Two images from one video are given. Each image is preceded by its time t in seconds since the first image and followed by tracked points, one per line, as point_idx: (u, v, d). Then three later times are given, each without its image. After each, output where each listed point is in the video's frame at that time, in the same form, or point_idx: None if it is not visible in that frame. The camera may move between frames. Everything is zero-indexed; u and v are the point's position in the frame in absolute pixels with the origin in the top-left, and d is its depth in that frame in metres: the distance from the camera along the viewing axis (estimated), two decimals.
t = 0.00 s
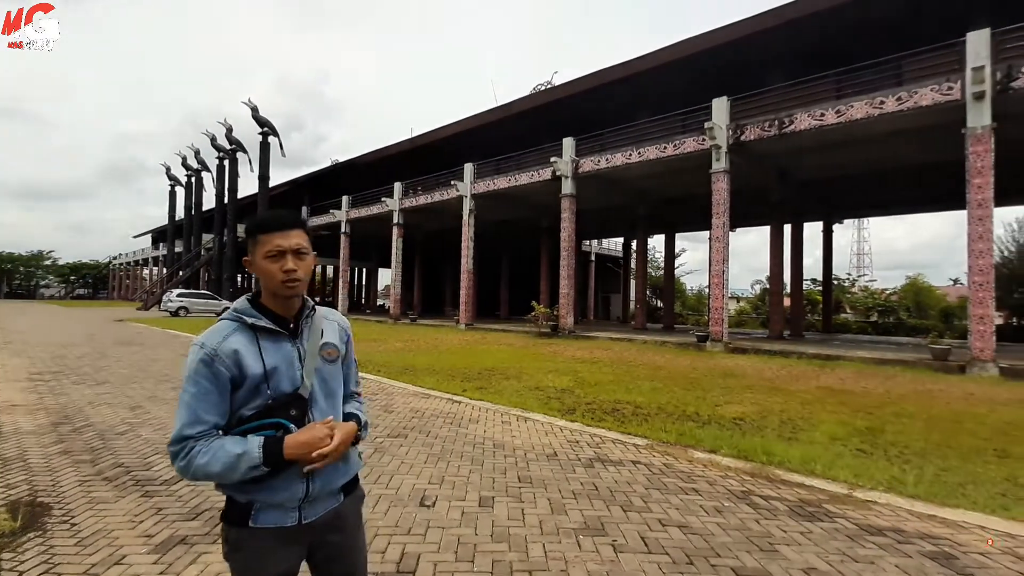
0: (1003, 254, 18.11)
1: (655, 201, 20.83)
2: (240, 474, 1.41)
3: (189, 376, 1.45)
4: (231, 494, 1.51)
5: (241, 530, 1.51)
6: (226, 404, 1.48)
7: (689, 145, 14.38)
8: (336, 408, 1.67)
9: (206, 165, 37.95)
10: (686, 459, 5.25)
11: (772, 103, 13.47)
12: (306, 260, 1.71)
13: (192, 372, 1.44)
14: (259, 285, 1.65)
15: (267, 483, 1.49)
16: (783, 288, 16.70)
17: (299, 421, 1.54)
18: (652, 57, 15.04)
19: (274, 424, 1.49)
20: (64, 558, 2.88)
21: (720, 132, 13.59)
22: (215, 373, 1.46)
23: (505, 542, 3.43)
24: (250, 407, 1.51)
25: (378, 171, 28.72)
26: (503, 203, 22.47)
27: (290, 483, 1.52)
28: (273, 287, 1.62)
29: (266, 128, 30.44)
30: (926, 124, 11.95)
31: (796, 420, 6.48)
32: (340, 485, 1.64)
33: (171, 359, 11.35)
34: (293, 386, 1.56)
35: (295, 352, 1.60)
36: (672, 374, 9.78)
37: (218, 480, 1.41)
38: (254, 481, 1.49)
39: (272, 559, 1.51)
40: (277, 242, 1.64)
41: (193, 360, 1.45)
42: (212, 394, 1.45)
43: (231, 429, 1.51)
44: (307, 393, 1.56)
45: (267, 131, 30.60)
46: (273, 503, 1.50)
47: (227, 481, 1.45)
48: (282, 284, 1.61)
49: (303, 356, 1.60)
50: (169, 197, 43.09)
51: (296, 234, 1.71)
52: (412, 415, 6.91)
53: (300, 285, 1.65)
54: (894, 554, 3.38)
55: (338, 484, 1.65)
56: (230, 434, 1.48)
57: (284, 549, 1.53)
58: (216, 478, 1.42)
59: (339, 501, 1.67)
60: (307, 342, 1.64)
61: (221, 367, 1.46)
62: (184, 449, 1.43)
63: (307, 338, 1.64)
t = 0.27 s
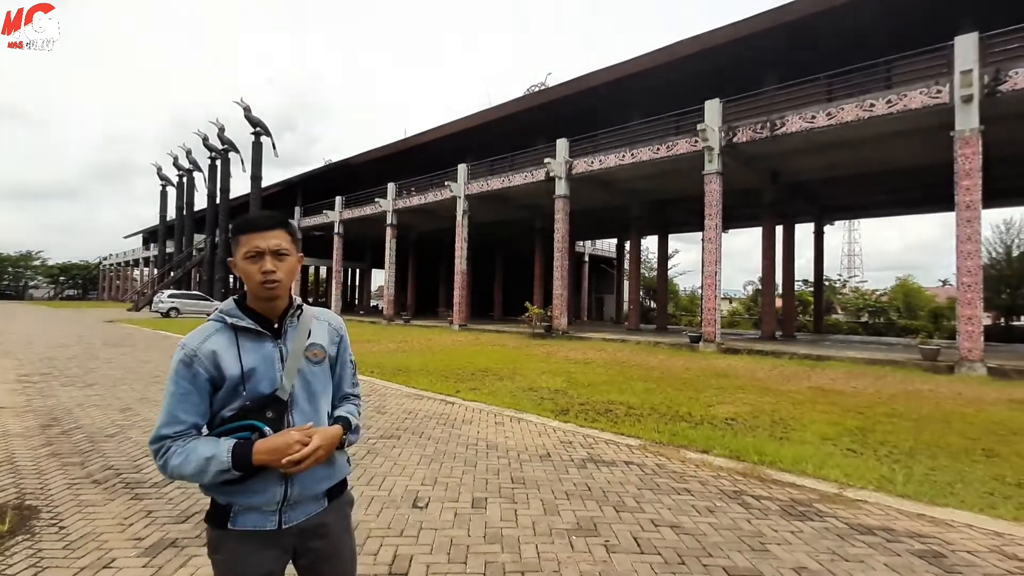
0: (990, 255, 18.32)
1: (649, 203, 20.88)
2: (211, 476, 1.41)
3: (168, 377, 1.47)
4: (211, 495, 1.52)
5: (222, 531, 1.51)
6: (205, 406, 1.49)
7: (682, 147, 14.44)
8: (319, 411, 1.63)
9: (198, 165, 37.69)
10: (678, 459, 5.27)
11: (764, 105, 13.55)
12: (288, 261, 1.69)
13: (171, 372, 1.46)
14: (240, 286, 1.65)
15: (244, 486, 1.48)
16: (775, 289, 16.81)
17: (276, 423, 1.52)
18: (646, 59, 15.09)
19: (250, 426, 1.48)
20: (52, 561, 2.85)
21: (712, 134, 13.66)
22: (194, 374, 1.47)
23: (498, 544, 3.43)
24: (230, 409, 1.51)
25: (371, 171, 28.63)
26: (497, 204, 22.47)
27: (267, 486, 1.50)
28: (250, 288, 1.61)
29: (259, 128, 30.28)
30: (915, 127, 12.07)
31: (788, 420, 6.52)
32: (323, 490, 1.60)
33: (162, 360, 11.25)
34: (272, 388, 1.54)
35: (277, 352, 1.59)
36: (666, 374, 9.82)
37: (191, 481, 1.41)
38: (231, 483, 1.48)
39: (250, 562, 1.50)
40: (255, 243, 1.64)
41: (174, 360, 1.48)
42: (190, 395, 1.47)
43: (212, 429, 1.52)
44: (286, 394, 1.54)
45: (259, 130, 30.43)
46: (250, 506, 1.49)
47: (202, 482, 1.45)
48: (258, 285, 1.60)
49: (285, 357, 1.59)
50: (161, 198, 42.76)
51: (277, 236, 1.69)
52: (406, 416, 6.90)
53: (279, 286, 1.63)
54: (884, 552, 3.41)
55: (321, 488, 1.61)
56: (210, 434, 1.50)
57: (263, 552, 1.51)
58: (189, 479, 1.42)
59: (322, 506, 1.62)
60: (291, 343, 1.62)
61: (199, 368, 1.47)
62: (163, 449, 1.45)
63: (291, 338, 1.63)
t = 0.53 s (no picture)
0: (979, 257, 18.52)
1: (642, 204, 20.96)
2: (191, 479, 1.40)
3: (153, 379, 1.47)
4: (196, 499, 1.52)
5: (206, 536, 1.51)
6: (189, 408, 1.49)
7: (675, 149, 14.50)
8: (306, 415, 1.62)
9: (190, 166, 37.44)
10: (671, 459, 5.29)
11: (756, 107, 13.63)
12: (273, 261, 1.69)
13: (155, 374, 1.47)
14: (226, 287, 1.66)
15: (227, 489, 1.48)
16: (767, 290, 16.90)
17: (260, 427, 1.51)
18: (639, 61, 15.15)
19: (232, 429, 1.47)
20: (38, 567, 2.81)
21: (705, 136, 13.72)
22: (178, 376, 1.47)
23: (491, 546, 3.42)
24: (214, 411, 1.50)
25: (365, 173, 28.55)
26: (491, 206, 22.48)
27: (250, 489, 1.50)
28: (234, 290, 1.61)
29: (252, 129, 30.12)
30: (905, 130, 12.18)
31: (780, 421, 6.56)
32: (308, 495, 1.58)
33: (153, 362, 11.15)
34: (256, 390, 1.53)
35: (262, 355, 1.58)
36: (659, 375, 9.85)
37: (172, 484, 1.41)
38: (215, 487, 1.48)
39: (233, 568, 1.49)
40: (238, 245, 1.64)
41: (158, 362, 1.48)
42: (174, 397, 1.47)
43: (197, 432, 1.52)
44: (270, 398, 1.53)
45: (252, 131, 30.27)
46: (233, 510, 1.49)
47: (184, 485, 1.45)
48: (242, 287, 1.60)
49: (271, 359, 1.58)
50: (152, 198, 42.42)
51: (261, 236, 1.68)
52: (399, 417, 6.89)
53: (264, 288, 1.63)
54: (874, 552, 3.43)
55: (306, 492, 1.59)
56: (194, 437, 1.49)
57: (248, 557, 1.50)
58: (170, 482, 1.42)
59: (309, 510, 1.60)
60: (277, 345, 1.61)
61: (183, 369, 1.47)
62: (146, 451, 1.45)
63: (278, 340, 1.62)
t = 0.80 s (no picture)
0: (970, 258, 18.68)
1: (637, 206, 21.02)
2: (179, 484, 1.40)
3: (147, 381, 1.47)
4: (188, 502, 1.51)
5: (198, 539, 1.50)
6: (183, 410, 1.49)
7: (670, 150, 14.55)
8: (300, 418, 1.60)
9: (183, 166, 37.24)
10: (666, 460, 5.31)
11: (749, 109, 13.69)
12: (260, 262, 1.66)
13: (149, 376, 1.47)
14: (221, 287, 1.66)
15: (218, 494, 1.48)
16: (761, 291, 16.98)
17: (251, 431, 1.50)
18: (633, 63, 15.19)
19: (223, 433, 1.47)
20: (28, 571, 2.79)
21: (699, 138, 13.76)
22: (171, 379, 1.47)
23: (486, 547, 3.42)
24: (207, 414, 1.50)
25: (360, 174, 28.48)
26: (486, 207, 22.46)
27: (240, 494, 1.49)
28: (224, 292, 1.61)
29: (246, 130, 29.99)
30: (897, 132, 12.27)
31: (773, 421, 6.60)
32: (300, 501, 1.57)
33: (145, 364, 11.08)
34: (248, 394, 1.51)
35: (256, 357, 1.57)
36: (654, 376, 9.88)
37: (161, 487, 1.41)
38: (207, 491, 1.48)
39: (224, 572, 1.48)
40: (225, 246, 1.62)
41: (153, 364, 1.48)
42: (167, 399, 1.46)
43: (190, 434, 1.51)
44: (262, 401, 1.51)
45: (246, 132, 30.15)
46: (224, 514, 1.48)
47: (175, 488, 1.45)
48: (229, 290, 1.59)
49: (264, 363, 1.56)
50: (145, 199, 42.15)
51: (247, 237, 1.66)
52: (394, 419, 6.87)
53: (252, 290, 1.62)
54: (867, 551, 3.45)
55: (299, 497, 1.58)
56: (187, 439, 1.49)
57: (241, 563, 1.49)
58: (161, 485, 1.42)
59: (303, 515, 1.59)
60: (271, 347, 1.60)
61: (177, 372, 1.48)
62: (139, 453, 1.45)
63: (272, 343, 1.60)
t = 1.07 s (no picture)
0: (964, 259, 18.78)
1: (633, 206, 21.05)
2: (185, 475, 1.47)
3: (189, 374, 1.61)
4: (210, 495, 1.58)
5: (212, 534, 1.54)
6: (208, 405, 1.56)
7: (667, 151, 14.58)
8: (307, 429, 1.52)
9: (179, 167, 37.13)
10: (663, 460, 5.32)
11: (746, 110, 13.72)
12: (244, 266, 1.63)
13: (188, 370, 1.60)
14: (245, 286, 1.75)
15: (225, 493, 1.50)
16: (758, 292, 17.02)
17: (252, 435, 1.48)
18: (630, 65, 15.22)
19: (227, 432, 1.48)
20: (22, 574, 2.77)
21: (696, 139, 13.79)
22: (199, 374, 1.57)
23: (484, 548, 3.41)
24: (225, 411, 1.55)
25: (356, 174, 28.45)
26: (482, 207, 22.46)
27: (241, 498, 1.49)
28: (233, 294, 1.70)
29: (242, 130, 29.91)
30: (892, 133, 12.33)
31: (770, 421, 6.62)
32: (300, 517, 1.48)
33: (141, 366, 11.04)
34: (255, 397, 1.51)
35: (268, 361, 1.56)
36: (651, 377, 9.90)
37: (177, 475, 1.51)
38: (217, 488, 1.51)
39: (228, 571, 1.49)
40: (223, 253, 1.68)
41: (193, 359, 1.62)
42: (195, 393, 1.56)
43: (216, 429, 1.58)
44: (265, 406, 1.48)
45: (242, 132, 30.08)
46: (229, 513, 1.50)
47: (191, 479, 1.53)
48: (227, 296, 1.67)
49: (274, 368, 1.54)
50: (140, 200, 42.00)
51: (234, 241, 1.66)
52: (391, 420, 6.87)
53: (250, 298, 1.64)
54: (863, 551, 3.46)
55: (301, 512, 1.49)
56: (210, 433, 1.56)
57: (240, 567, 1.48)
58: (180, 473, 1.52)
59: (305, 530, 1.50)
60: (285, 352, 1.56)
61: (204, 368, 1.57)
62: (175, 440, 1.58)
63: (287, 348, 1.57)
